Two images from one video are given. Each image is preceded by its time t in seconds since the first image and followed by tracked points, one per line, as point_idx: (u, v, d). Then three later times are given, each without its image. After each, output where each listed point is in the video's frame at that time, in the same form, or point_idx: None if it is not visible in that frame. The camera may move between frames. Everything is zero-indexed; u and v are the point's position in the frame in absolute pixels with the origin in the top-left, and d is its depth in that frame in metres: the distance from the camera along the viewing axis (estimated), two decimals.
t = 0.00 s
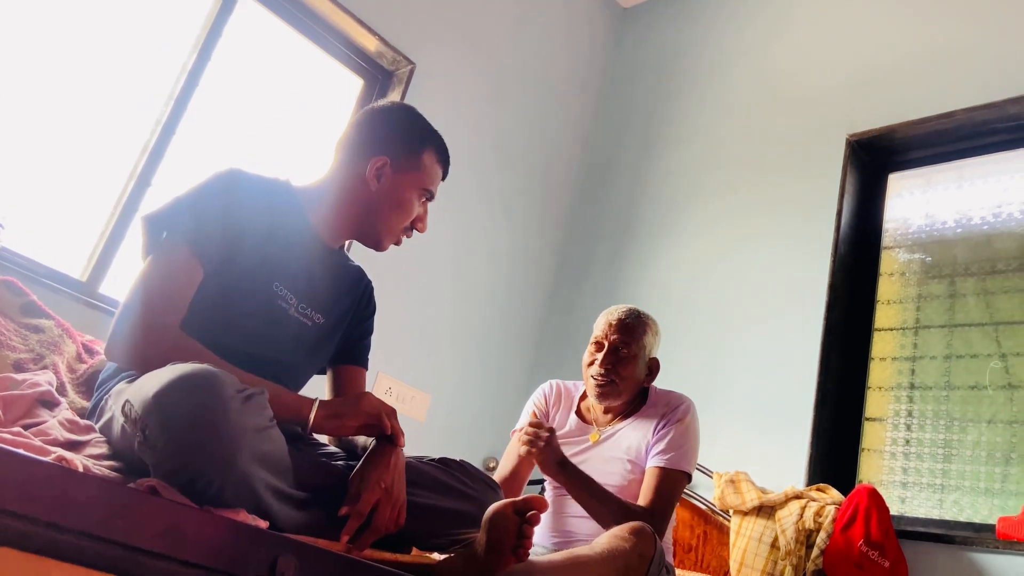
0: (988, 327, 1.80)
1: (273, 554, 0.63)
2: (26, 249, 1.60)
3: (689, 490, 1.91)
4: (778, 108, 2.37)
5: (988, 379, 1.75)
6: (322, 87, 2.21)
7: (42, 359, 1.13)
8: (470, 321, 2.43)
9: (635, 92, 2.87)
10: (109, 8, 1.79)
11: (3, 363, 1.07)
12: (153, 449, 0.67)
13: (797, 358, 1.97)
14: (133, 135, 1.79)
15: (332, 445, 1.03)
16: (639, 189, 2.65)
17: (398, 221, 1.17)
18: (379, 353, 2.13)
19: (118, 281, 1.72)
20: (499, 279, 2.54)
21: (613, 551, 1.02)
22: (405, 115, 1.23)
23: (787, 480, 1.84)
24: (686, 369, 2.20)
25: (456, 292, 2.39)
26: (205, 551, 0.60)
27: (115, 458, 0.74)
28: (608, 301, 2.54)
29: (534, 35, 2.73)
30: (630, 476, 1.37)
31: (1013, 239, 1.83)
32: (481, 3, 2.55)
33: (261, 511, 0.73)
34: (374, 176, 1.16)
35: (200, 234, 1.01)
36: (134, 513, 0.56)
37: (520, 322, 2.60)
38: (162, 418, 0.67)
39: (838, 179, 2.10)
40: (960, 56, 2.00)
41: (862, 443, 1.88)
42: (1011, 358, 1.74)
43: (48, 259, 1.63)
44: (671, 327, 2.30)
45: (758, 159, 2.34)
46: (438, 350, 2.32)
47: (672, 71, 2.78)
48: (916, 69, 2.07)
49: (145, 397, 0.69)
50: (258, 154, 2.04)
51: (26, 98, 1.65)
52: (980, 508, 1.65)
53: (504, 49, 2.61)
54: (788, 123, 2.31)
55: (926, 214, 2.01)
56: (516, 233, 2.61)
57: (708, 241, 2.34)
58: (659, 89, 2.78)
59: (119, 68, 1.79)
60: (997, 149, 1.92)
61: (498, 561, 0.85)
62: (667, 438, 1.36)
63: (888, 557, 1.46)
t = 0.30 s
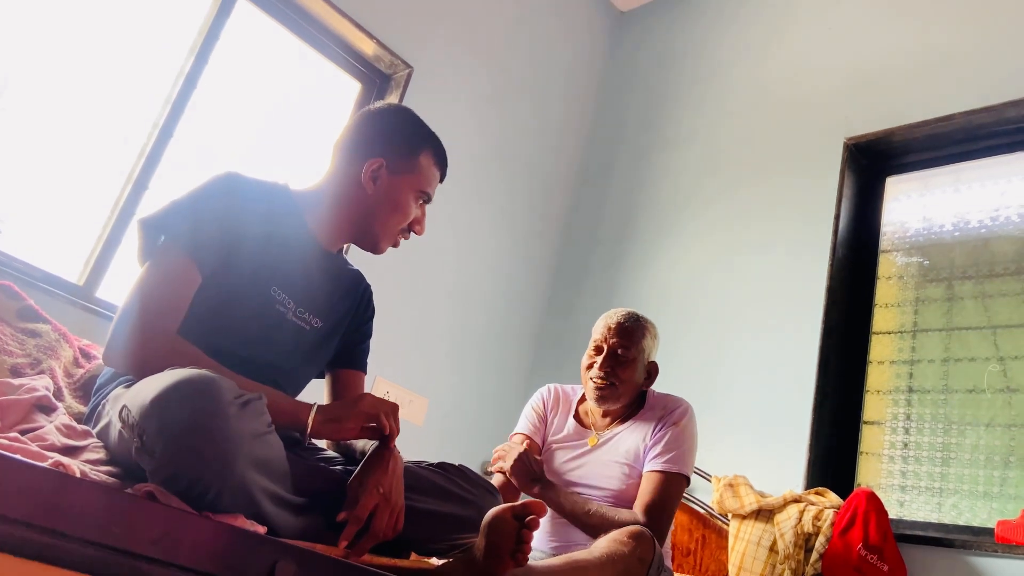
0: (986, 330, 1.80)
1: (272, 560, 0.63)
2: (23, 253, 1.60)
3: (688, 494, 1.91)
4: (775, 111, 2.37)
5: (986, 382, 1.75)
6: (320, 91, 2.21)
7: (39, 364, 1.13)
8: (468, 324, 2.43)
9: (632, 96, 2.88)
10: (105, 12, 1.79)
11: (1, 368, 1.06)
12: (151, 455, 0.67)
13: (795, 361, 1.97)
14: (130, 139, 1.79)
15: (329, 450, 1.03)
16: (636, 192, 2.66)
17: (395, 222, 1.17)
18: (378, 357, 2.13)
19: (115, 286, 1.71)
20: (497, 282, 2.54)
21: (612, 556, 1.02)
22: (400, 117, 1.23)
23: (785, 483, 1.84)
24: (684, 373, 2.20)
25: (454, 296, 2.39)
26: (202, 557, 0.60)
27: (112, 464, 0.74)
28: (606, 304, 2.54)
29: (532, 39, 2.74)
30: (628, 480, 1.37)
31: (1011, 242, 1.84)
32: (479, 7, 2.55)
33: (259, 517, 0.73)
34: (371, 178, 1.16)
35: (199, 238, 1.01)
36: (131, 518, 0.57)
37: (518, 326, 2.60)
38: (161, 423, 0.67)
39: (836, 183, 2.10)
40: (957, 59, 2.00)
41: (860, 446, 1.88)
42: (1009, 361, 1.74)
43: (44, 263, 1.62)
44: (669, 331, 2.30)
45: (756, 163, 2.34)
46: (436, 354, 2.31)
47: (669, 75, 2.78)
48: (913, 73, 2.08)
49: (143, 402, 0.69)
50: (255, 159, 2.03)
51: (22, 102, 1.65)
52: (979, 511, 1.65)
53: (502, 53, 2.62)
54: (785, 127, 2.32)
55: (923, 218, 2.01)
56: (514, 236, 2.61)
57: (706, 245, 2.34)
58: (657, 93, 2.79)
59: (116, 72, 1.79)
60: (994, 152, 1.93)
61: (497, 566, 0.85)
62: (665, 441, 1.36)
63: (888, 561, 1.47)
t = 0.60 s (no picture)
0: (985, 337, 1.80)
1: (271, 567, 0.64)
2: (23, 260, 1.60)
3: (688, 501, 1.91)
4: (774, 118, 2.38)
5: (985, 389, 1.76)
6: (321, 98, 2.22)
7: (39, 372, 1.13)
8: (469, 331, 2.43)
9: (632, 103, 2.89)
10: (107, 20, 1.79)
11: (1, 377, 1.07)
12: (151, 462, 0.67)
13: (795, 368, 1.97)
14: (131, 146, 1.80)
15: (329, 457, 1.03)
16: (636, 199, 2.66)
17: (383, 224, 1.14)
18: (377, 363, 2.13)
19: (116, 292, 1.71)
20: (498, 289, 2.55)
21: (611, 562, 1.03)
22: (388, 120, 1.21)
23: (785, 490, 1.83)
24: (683, 379, 2.21)
25: (454, 302, 2.39)
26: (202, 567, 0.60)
27: (112, 472, 0.74)
28: (606, 311, 2.55)
29: (532, 46, 2.75)
30: (628, 487, 1.37)
31: (1010, 249, 1.84)
32: (479, 15, 2.56)
33: (258, 526, 0.72)
34: (353, 184, 1.16)
35: (199, 246, 1.01)
36: (130, 527, 0.57)
37: (518, 332, 2.60)
38: (161, 431, 0.67)
39: (835, 190, 2.10)
40: (956, 67, 2.01)
41: (860, 453, 1.88)
42: (1008, 367, 1.74)
43: (44, 270, 1.63)
44: (669, 337, 2.31)
45: (755, 169, 2.34)
46: (436, 361, 2.32)
47: (669, 81, 2.79)
48: (911, 80, 2.08)
49: (144, 411, 0.69)
50: (256, 166, 2.04)
51: (23, 110, 1.66)
52: (979, 518, 1.65)
53: (502, 60, 2.63)
54: (784, 133, 2.33)
55: (922, 224, 2.01)
56: (514, 243, 2.62)
57: (706, 251, 2.35)
58: (656, 100, 2.80)
59: (117, 80, 1.80)
60: (993, 159, 1.93)
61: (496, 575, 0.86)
62: (665, 447, 1.36)
63: (888, 569, 1.44)
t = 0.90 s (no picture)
0: (985, 344, 1.81)
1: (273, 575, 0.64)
2: (27, 266, 1.61)
3: (689, 508, 1.91)
4: (775, 125, 2.39)
5: (986, 397, 1.76)
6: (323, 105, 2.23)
7: (43, 378, 1.13)
8: (470, 337, 2.43)
9: (633, 110, 2.90)
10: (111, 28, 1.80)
11: (5, 384, 1.07)
12: (153, 469, 0.68)
13: (796, 375, 1.97)
14: (135, 152, 1.81)
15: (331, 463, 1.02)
16: (637, 205, 2.67)
17: (368, 218, 1.16)
18: (379, 370, 2.14)
19: (119, 299, 1.72)
20: (499, 295, 2.55)
21: (613, 565, 1.04)
22: (365, 123, 1.23)
23: (787, 497, 1.83)
24: (685, 386, 2.21)
25: (455, 309, 2.40)
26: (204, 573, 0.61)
27: (115, 478, 0.74)
28: (607, 317, 2.55)
29: (534, 53, 2.76)
30: (630, 494, 1.37)
31: (1011, 256, 1.84)
32: (481, 22, 2.57)
33: (260, 533, 0.73)
34: (336, 185, 1.18)
35: (201, 253, 1.02)
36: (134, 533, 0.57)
37: (520, 338, 2.61)
38: (163, 438, 0.68)
39: (836, 197, 2.11)
40: (955, 75, 2.02)
41: (862, 461, 1.88)
42: (1009, 375, 1.74)
43: (47, 275, 1.63)
44: (670, 344, 2.31)
45: (756, 176, 2.35)
46: (437, 367, 2.32)
47: (670, 88, 2.80)
48: (912, 88, 2.09)
49: (146, 417, 0.69)
50: (259, 173, 2.05)
51: (28, 116, 1.67)
52: (979, 525, 1.64)
53: (504, 67, 2.64)
54: (785, 141, 2.33)
55: (923, 232, 2.02)
56: (515, 249, 2.62)
57: (708, 258, 2.35)
58: (658, 107, 2.81)
59: (122, 87, 1.81)
60: (994, 168, 1.94)
61: None
62: (666, 454, 1.36)
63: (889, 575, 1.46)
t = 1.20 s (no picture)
0: (984, 353, 1.81)
1: None
2: (28, 271, 1.61)
3: (688, 516, 1.90)
4: (775, 133, 2.39)
5: (985, 406, 1.76)
6: (324, 112, 2.24)
7: (42, 384, 1.13)
8: (469, 344, 2.43)
9: (634, 118, 2.91)
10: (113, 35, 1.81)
11: (4, 390, 1.07)
12: (151, 475, 0.68)
13: (795, 383, 1.97)
14: (135, 158, 1.81)
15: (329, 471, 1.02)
16: (637, 213, 2.68)
17: (355, 215, 1.16)
18: (378, 377, 2.14)
19: (119, 304, 1.73)
20: (499, 302, 2.55)
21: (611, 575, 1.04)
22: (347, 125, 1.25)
23: (786, 506, 1.83)
24: (684, 393, 2.21)
25: (455, 315, 2.40)
26: None
27: (113, 485, 0.75)
28: (607, 324, 2.55)
29: (535, 61, 2.77)
30: (628, 502, 1.37)
31: (1010, 265, 1.84)
32: (482, 30, 2.58)
33: (258, 540, 0.73)
34: (321, 188, 1.19)
35: (197, 260, 1.02)
36: (131, 541, 0.58)
37: (519, 345, 2.61)
38: (162, 444, 0.68)
39: (836, 206, 2.11)
40: (954, 85, 2.02)
41: (861, 469, 1.88)
42: (1008, 384, 1.74)
43: (48, 281, 1.63)
44: (670, 351, 2.31)
45: (756, 185, 2.36)
46: (436, 374, 2.32)
47: (671, 97, 2.81)
48: (911, 98, 2.10)
49: (145, 423, 0.70)
50: (260, 179, 2.06)
51: (29, 122, 1.68)
52: (978, 534, 1.64)
53: (505, 75, 2.65)
54: (785, 149, 2.34)
55: (922, 240, 2.02)
56: (515, 256, 2.63)
57: (708, 266, 2.35)
58: (658, 115, 2.81)
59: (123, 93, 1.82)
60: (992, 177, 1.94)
61: None
62: (665, 462, 1.36)
63: None
